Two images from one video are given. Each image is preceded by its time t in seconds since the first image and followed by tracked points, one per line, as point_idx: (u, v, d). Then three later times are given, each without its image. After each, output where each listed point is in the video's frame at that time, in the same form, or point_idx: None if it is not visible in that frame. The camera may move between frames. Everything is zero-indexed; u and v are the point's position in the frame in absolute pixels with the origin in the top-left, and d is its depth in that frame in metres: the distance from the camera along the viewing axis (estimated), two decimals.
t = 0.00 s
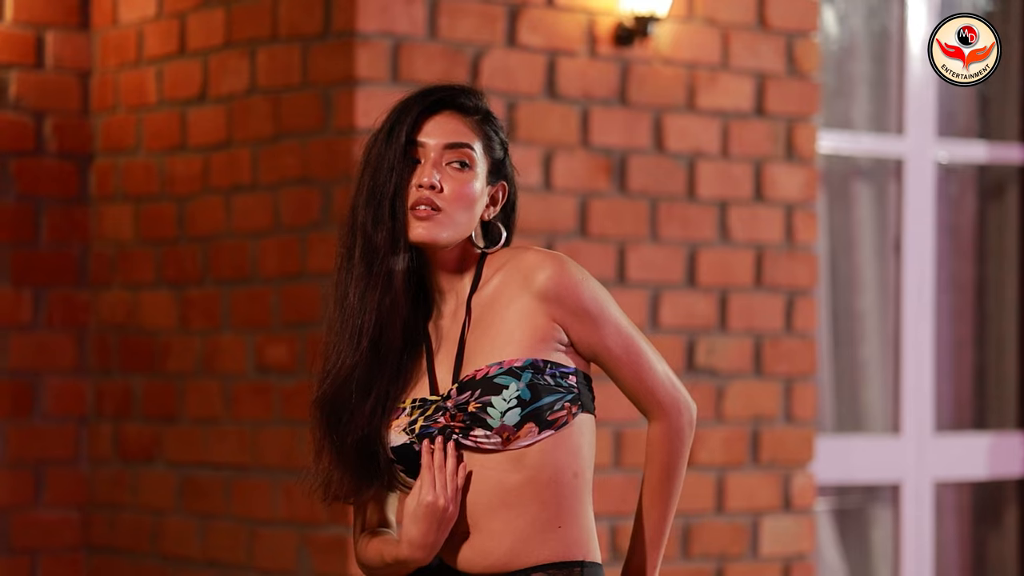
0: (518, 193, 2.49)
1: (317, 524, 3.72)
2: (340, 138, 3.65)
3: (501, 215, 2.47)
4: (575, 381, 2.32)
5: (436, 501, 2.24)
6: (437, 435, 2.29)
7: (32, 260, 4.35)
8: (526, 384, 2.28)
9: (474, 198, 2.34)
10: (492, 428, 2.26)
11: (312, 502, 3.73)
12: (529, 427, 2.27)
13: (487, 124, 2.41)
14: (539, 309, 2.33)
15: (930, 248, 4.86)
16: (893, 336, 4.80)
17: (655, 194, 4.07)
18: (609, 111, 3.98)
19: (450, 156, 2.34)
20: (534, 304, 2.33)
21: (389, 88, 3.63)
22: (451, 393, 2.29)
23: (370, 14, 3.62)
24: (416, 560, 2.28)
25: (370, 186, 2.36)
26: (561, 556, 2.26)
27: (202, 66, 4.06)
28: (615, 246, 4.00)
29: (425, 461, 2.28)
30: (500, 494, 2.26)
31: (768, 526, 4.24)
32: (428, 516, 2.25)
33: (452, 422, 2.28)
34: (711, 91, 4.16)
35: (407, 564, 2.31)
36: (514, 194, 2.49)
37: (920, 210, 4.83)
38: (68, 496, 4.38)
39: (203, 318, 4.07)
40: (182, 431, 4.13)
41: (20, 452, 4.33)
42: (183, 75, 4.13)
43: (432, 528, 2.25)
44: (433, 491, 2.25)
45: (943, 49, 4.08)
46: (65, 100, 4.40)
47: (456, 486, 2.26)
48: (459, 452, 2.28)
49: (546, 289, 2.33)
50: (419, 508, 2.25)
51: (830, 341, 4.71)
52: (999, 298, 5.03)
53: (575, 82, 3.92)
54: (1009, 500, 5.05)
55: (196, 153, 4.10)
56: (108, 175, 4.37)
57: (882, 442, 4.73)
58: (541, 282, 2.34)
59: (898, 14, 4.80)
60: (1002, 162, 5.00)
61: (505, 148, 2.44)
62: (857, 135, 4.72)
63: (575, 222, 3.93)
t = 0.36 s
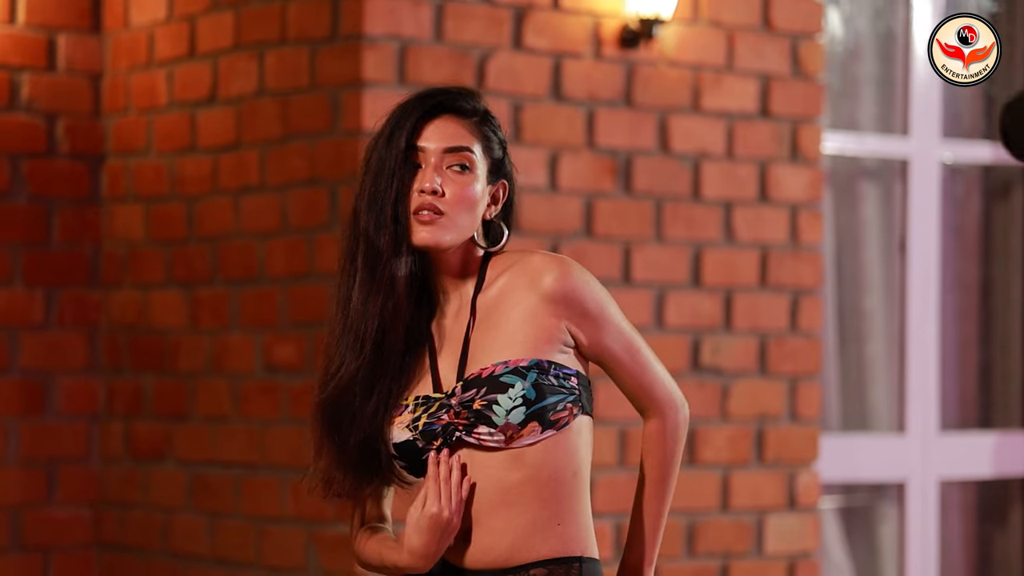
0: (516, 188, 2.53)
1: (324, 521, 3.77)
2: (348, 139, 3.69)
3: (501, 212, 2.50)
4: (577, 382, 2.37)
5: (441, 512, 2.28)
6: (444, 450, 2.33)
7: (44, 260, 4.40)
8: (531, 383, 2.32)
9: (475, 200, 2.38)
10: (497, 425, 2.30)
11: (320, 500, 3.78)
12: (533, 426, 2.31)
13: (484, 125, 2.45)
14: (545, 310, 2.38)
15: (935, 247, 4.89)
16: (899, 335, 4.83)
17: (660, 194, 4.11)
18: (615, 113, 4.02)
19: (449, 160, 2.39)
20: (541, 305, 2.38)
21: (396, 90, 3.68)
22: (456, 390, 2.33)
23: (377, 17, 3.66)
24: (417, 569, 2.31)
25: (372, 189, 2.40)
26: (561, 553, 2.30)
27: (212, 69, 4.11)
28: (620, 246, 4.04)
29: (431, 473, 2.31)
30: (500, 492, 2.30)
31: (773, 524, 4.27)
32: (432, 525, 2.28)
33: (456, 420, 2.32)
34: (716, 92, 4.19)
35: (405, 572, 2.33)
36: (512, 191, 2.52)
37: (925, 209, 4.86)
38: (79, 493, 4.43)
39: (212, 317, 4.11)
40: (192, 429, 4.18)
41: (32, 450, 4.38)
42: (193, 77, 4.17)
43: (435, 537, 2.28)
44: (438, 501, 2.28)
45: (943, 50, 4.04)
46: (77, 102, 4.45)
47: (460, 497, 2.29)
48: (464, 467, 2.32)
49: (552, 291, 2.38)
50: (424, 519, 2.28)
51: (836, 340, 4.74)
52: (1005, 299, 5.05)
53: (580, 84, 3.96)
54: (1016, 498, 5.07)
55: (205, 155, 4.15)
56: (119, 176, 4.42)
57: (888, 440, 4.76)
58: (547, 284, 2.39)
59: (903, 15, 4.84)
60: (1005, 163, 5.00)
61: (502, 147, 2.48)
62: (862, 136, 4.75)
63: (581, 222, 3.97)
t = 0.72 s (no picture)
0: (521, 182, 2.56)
1: (334, 519, 3.81)
2: (357, 141, 3.74)
3: (508, 207, 2.53)
4: (585, 382, 2.40)
5: (446, 555, 2.31)
6: (461, 493, 2.35)
7: (57, 261, 4.44)
8: (544, 380, 2.35)
9: (483, 204, 2.41)
10: (509, 420, 2.33)
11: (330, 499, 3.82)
12: (544, 423, 2.34)
13: (486, 126, 2.47)
14: (559, 309, 2.42)
15: (940, 247, 4.92)
16: (904, 334, 4.86)
17: (667, 195, 4.14)
18: (621, 115, 4.06)
19: (454, 166, 2.41)
20: (555, 304, 2.42)
21: (404, 93, 3.72)
22: (468, 385, 2.37)
23: (386, 20, 3.70)
24: None
25: (381, 193, 2.44)
26: (566, 547, 2.34)
27: (223, 72, 4.16)
28: (627, 246, 4.08)
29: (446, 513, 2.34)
30: (508, 487, 2.34)
31: (778, 523, 4.31)
32: (434, 564, 2.31)
33: (467, 414, 2.36)
34: (722, 95, 4.23)
35: None
36: (518, 185, 2.56)
37: (929, 210, 4.89)
38: (92, 492, 4.48)
39: (223, 317, 4.16)
40: (203, 428, 4.22)
41: (45, 449, 4.43)
42: (204, 80, 4.22)
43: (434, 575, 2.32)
44: (445, 543, 2.31)
45: (943, 50, 4.10)
46: (89, 105, 4.49)
47: (468, 542, 2.31)
48: (481, 514, 2.34)
49: (565, 289, 2.43)
50: (428, 558, 2.32)
51: (842, 340, 4.77)
52: (1011, 300, 5.07)
53: (588, 86, 4.00)
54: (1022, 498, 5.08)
55: (216, 157, 4.19)
56: (131, 178, 4.47)
57: (893, 439, 4.79)
58: (560, 284, 2.43)
59: (908, 17, 4.87)
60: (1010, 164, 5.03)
61: (504, 145, 2.50)
62: (867, 137, 4.78)
63: (587, 223, 4.00)
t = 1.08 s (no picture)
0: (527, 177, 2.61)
1: (344, 517, 3.85)
2: (367, 143, 3.78)
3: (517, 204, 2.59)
4: (596, 380, 2.45)
5: None
6: None
7: (69, 261, 4.49)
8: (559, 376, 2.41)
9: (496, 210, 2.45)
10: (525, 413, 2.39)
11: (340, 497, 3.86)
12: (558, 417, 2.39)
13: (490, 131, 2.50)
14: (571, 303, 2.48)
15: (944, 247, 4.95)
16: (908, 333, 4.90)
17: (673, 196, 4.18)
18: (628, 116, 4.10)
19: (464, 176, 2.45)
20: (568, 299, 2.49)
21: (413, 95, 3.76)
22: (484, 379, 2.44)
23: (395, 23, 3.74)
24: None
25: (391, 204, 2.48)
26: (578, 539, 2.38)
27: (234, 73, 4.20)
28: (634, 246, 4.12)
29: None
30: (520, 480, 2.38)
31: (784, 521, 4.35)
32: None
33: (483, 407, 2.42)
34: (728, 96, 4.27)
35: None
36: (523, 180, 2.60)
37: (933, 211, 4.93)
38: (103, 489, 4.52)
39: (234, 317, 4.20)
40: (214, 427, 4.26)
41: (57, 447, 4.47)
42: (215, 82, 4.26)
43: None
44: None
45: (944, 49, 4.19)
46: (100, 106, 4.54)
47: None
48: None
49: (578, 285, 2.50)
50: None
51: (849, 340, 4.80)
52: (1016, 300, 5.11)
53: (595, 88, 4.04)
54: None
55: (227, 158, 4.23)
56: (142, 179, 4.51)
57: (898, 438, 4.83)
58: (573, 280, 2.50)
59: (912, 19, 4.90)
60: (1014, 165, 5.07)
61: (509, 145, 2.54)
62: (871, 139, 4.82)
63: (594, 223, 4.04)
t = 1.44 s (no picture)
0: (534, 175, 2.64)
1: (355, 515, 3.89)
2: (377, 144, 3.83)
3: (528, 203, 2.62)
4: (605, 378, 2.50)
5: None
6: None
7: (81, 262, 4.54)
8: (573, 373, 2.46)
9: (513, 214, 2.49)
10: (538, 409, 2.43)
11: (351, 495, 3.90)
12: (570, 414, 2.44)
13: (503, 137, 2.53)
14: (585, 301, 2.54)
15: (948, 248, 4.99)
16: (912, 333, 4.94)
17: (679, 197, 4.22)
18: (634, 118, 4.14)
19: (480, 183, 2.48)
20: (581, 297, 2.54)
21: (423, 96, 3.81)
22: (498, 374, 2.48)
23: (404, 26, 3.79)
24: None
25: (406, 213, 2.51)
26: (590, 531, 2.43)
27: (245, 76, 4.25)
28: (640, 247, 4.16)
29: None
30: (532, 475, 2.43)
31: (789, 519, 4.39)
32: None
33: (496, 402, 2.46)
34: (734, 98, 4.31)
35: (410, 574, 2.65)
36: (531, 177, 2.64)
37: (937, 213, 4.96)
38: (115, 488, 4.57)
39: (245, 317, 4.25)
40: (224, 425, 4.31)
41: (70, 447, 4.52)
42: (226, 84, 4.31)
43: None
44: None
45: (944, 49, 4.37)
46: (112, 108, 4.59)
47: None
48: None
49: (590, 284, 2.55)
50: None
51: (853, 341, 4.85)
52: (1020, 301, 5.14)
53: (602, 90, 4.08)
54: None
55: (238, 159, 4.28)
56: (154, 180, 4.56)
57: (903, 437, 4.87)
58: (584, 279, 2.56)
59: (916, 23, 4.94)
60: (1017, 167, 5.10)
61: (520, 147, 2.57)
62: (875, 141, 4.86)
63: (602, 224, 4.08)
